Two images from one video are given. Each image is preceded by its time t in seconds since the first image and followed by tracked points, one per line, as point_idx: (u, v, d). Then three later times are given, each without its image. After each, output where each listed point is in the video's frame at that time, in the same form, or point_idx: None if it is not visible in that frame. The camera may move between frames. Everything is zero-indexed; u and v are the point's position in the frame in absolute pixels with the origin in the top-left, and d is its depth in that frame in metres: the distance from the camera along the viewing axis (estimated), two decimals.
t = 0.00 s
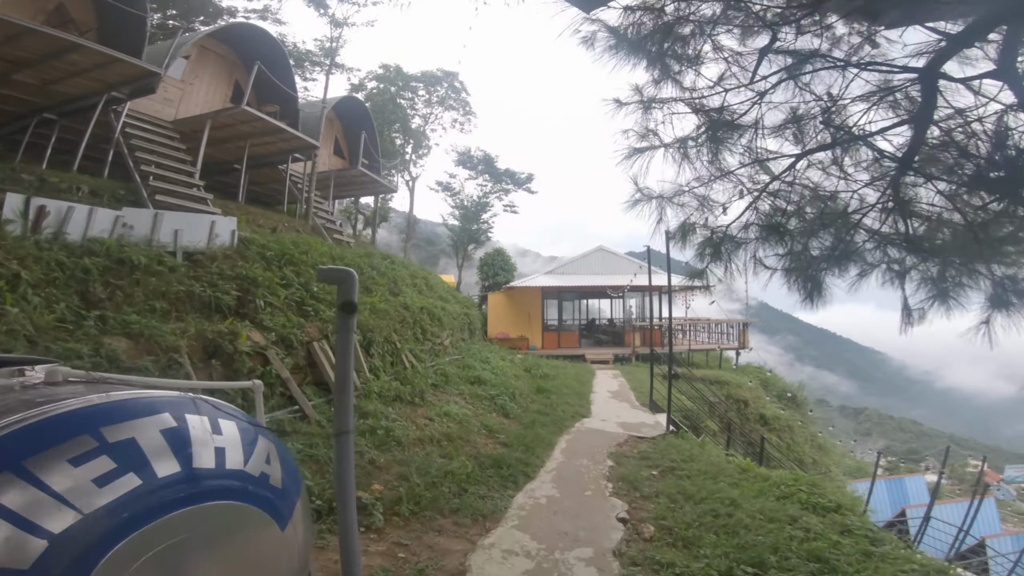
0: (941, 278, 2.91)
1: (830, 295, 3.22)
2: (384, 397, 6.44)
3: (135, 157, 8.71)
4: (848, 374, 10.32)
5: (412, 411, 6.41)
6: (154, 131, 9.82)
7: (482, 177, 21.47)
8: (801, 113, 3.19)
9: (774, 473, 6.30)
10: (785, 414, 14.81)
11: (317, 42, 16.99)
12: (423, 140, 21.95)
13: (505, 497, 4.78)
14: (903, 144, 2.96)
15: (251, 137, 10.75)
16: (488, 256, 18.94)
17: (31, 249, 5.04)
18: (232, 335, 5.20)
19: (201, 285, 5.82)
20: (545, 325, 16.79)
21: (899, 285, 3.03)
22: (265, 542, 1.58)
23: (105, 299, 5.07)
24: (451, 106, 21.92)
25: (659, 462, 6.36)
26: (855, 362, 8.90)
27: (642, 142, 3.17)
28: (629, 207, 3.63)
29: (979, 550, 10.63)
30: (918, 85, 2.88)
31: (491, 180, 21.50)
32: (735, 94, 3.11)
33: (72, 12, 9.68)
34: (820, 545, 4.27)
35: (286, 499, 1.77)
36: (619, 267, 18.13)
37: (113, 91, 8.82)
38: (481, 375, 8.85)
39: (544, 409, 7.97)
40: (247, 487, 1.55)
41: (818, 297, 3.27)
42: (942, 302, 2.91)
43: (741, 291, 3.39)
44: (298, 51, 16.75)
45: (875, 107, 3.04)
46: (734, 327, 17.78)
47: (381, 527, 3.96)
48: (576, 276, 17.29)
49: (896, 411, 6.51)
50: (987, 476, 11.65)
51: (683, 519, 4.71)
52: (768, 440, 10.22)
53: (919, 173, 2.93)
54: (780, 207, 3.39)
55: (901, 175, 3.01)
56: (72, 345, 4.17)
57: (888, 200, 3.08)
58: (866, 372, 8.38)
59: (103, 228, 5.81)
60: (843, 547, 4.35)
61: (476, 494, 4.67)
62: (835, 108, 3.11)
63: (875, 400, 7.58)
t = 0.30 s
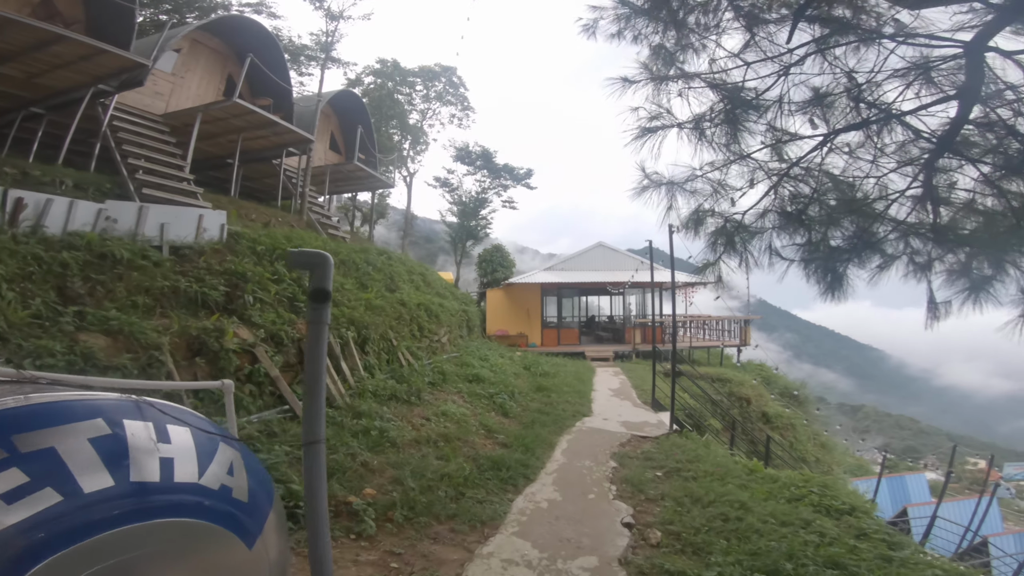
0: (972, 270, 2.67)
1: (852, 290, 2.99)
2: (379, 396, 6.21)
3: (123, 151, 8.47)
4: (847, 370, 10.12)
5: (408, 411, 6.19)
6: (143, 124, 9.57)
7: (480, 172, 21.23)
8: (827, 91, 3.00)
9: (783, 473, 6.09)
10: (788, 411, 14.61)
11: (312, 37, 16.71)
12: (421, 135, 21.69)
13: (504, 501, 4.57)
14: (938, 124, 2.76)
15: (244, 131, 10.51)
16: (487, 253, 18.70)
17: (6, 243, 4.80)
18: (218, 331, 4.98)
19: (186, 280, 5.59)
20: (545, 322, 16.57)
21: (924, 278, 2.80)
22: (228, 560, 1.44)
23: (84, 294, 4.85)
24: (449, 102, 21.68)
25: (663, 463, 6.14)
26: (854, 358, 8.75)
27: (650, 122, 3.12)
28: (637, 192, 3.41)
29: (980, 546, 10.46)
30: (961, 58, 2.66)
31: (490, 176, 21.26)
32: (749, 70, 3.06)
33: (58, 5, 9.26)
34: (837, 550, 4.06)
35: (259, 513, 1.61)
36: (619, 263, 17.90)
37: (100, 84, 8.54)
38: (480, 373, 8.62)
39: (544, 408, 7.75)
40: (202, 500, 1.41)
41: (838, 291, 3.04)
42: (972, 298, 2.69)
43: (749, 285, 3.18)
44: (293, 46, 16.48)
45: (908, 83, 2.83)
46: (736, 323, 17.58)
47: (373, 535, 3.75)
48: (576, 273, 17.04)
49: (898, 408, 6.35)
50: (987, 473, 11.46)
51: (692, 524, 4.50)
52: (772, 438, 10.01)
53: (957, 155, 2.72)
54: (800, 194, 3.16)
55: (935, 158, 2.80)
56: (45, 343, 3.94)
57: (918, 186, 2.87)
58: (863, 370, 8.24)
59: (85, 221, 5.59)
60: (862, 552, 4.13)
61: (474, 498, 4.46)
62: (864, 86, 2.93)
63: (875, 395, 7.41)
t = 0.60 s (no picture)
0: (1005, 271, 2.57)
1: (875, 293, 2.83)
2: (372, 403, 5.99)
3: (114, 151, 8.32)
4: (852, 374, 9.87)
5: (402, 419, 5.96)
6: (137, 125, 9.42)
7: (482, 175, 21.06)
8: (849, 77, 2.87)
9: (794, 484, 5.82)
10: (795, 417, 14.29)
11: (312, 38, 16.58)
12: (423, 138, 21.52)
13: (498, 515, 4.34)
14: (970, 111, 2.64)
15: (240, 132, 10.35)
16: (489, 256, 18.48)
17: None
18: (201, 335, 4.79)
19: (172, 282, 5.41)
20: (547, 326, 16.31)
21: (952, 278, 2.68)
22: None
23: (62, 297, 4.66)
24: (450, 104, 21.57)
25: (667, 473, 5.88)
26: (859, 362, 8.49)
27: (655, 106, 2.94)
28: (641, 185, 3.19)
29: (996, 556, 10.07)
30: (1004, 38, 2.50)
31: (492, 178, 21.07)
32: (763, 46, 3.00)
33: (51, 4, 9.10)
34: (853, 569, 3.80)
35: (193, 539, 1.53)
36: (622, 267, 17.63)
37: (92, 84, 8.38)
38: (479, 378, 8.38)
39: (545, 415, 7.50)
40: (116, 526, 1.33)
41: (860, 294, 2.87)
42: (1006, 299, 2.58)
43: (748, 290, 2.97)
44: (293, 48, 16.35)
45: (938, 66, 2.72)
46: (742, 327, 17.27)
47: (356, 551, 3.53)
48: (579, 276, 16.78)
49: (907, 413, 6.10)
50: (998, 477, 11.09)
51: (697, 539, 4.25)
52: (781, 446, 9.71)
53: (1001, 143, 2.58)
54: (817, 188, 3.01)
55: (967, 149, 2.68)
56: (13, 347, 3.75)
57: (947, 178, 2.74)
58: (868, 373, 8.01)
59: (67, 222, 5.43)
60: (879, 570, 3.89)
61: (466, 511, 4.24)
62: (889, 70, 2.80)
63: (882, 400, 7.15)
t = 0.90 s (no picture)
0: None
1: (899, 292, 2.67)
2: (363, 406, 5.75)
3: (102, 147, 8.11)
4: (852, 377, 9.65)
5: (394, 422, 5.73)
6: (126, 121, 9.21)
7: (482, 174, 20.86)
8: (878, 55, 2.70)
9: (802, 493, 5.58)
10: (798, 420, 14.04)
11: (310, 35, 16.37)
12: (422, 137, 21.32)
13: (491, 527, 4.12)
14: (1014, 92, 2.44)
15: (233, 129, 10.15)
16: (488, 256, 18.26)
17: None
18: (180, 336, 4.58)
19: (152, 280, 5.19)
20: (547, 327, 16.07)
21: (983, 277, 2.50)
22: None
23: (35, 295, 4.44)
24: (450, 103, 21.39)
25: (669, 480, 5.65)
26: (860, 364, 8.30)
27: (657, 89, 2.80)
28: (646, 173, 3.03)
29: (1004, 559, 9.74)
30: None
31: (491, 178, 20.89)
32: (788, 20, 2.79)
33: None
34: None
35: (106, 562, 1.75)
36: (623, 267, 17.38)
37: (79, 79, 8.17)
38: (476, 381, 8.15)
39: (543, 419, 7.26)
40: (5, 550, 1.56)
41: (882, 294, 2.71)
42: None
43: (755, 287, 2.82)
44: (290, 45, 16.15)
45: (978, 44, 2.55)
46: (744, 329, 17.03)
47: (336, 564, 3.32)
48: (579, 277, 16.53)
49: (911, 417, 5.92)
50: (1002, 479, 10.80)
51: (702, 553, 4.02)
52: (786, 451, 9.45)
53: None
54: (839, 178, 2.84)
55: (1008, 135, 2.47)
56: None
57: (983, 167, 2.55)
58: (869, 375, 7.82)
59: (45, 217, 5.21)
60: None
61: (457, 523, 4.04)
62: (927, 47, 2.62)
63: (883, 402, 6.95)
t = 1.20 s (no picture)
0: None
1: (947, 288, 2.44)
2: (360, 408, 5.51)
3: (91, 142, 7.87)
4: (853, 374, 9.43)
5: (393, 425, 5.49)
6: (116, 116, 8.97)
7: (483, 171, 20.63)
8: (934, 25, 2.47)
9: (820, 497, 5.34)
10: (805, 419, 13.77)
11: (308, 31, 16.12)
12: (422, 134, 21.07)
13: (494, 538, 3.89)
14: None
15: (227, 124, 9.92)
16: (490, 254, 18.01)
17: None
18: (164, 336, 4.36)
19: (139, 277, 4.98)
20: (549, 326, 15.82)
21: None
22: None
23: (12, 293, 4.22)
24: (450, 99, 21.15)
25: (680, 484, 5.41)
26: (861, 362, 8.10)
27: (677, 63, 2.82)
28: (665, 155, 2.99)
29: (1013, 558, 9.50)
30: None
31: (492, 175, 20.65)
32: None
33: None
34: None
35: None
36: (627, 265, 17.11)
37: (67, 73, 7.91)
38: (477, 381, 7.90)
39: (547, 420, 7.01)
40: None
41: (924, 289, 2.49)
42: None
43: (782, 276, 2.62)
44: (288, 40, 15.90)
45: None
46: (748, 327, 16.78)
47: None
48: (582, 275, 16.26)
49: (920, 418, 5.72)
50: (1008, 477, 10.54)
51: (720, 564, 3.78)
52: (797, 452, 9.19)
53: None
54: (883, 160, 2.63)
55: None
56: None
57: None
58: (871, 373, 7.63)
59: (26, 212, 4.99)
60: None
61: (459, 534, 3.82)
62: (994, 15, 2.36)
63: (885, 400, 6.76)
